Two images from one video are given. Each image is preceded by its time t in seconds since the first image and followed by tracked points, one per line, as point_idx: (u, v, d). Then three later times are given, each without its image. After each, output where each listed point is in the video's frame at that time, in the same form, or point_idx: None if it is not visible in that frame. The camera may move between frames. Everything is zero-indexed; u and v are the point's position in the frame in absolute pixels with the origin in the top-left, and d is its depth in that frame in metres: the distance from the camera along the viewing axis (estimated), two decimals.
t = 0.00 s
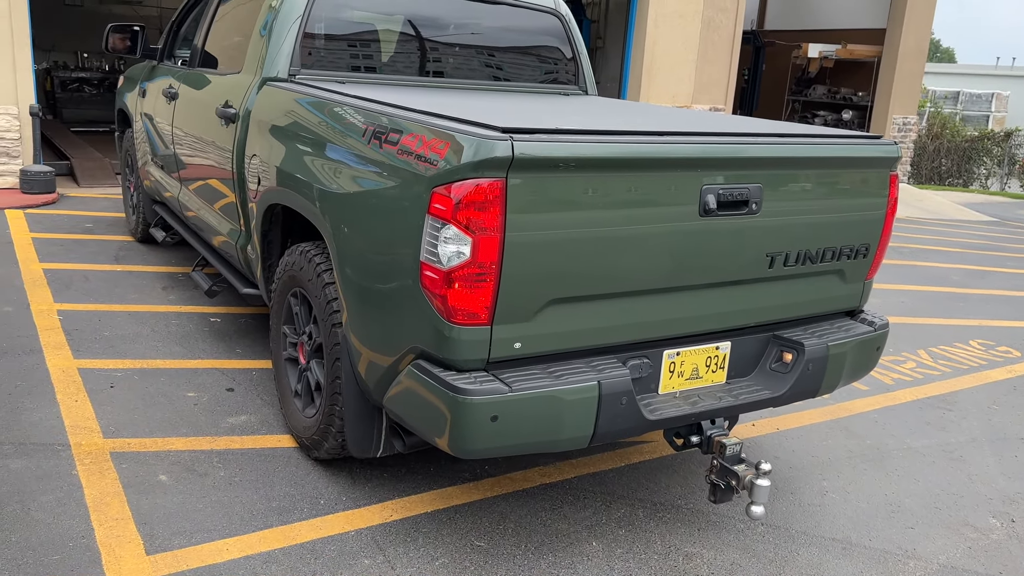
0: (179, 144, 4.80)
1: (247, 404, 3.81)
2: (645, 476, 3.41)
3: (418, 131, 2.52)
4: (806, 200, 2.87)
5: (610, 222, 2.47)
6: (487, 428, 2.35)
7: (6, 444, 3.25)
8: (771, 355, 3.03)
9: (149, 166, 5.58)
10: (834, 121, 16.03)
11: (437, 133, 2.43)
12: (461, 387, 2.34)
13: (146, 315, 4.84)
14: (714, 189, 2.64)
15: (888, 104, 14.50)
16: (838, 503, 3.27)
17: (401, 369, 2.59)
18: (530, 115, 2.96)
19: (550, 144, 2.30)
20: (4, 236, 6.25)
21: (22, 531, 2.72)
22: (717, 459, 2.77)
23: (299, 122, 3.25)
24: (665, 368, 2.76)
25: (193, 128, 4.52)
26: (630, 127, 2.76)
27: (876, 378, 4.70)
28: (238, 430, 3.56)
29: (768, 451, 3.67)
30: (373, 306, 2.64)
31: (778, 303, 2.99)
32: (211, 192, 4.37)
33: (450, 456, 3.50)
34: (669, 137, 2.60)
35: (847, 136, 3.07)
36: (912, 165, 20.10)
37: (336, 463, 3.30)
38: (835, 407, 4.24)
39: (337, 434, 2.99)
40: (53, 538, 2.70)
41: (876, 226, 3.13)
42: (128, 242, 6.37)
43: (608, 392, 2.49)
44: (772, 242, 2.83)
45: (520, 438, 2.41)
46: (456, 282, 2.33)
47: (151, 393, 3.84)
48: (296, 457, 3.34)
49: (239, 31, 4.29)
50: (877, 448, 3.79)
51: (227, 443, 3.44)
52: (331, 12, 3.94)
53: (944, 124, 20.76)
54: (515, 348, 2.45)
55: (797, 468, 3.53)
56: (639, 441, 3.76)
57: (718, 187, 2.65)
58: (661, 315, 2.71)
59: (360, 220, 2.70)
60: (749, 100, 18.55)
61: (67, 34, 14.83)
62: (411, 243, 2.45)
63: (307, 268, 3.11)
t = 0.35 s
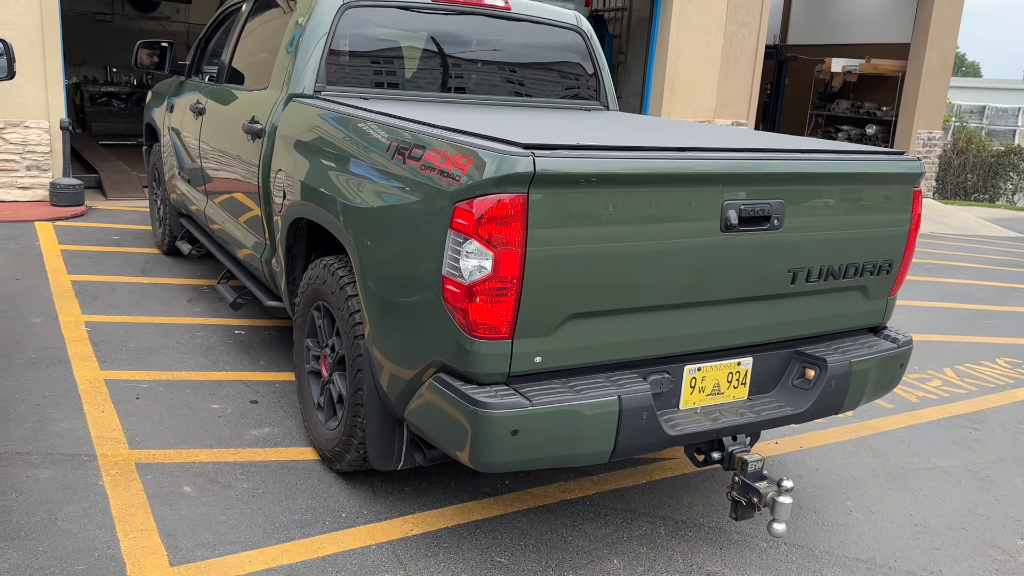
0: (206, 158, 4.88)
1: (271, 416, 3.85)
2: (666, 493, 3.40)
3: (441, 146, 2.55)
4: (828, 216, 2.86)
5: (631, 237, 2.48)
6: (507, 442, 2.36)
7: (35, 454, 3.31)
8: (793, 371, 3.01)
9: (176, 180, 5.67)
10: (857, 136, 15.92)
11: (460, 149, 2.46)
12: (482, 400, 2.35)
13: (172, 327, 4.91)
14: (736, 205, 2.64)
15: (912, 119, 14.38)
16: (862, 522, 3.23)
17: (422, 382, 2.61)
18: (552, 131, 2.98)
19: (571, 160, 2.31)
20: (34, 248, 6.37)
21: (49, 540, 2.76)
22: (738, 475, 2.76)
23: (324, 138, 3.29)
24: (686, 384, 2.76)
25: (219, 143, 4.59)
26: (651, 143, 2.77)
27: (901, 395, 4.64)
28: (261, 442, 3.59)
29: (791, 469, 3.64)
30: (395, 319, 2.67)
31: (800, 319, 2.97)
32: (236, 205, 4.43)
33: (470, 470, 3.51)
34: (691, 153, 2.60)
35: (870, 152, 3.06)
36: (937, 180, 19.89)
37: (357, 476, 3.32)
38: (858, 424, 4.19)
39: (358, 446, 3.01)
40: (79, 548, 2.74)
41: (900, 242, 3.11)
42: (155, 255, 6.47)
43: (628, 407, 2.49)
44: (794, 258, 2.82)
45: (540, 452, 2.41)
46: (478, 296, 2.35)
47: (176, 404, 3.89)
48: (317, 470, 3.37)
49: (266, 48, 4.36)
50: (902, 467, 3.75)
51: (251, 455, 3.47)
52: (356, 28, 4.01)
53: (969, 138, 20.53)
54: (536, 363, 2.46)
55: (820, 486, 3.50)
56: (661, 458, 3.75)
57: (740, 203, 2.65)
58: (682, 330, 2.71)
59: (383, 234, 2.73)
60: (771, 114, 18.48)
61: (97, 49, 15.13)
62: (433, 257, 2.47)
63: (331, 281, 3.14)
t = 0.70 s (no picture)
0: (231, 177, 4.94)
1: (294, 435, 3.87)
2: (689, 516, 3.36)
3: (466, 170, 2.57)
4: (854, 238, 2.84)
5: (655, 260, 2.48)
6: (531, 466, 2.35)
7: (62, 472, 3.35)
8: (819, 395, 2.98)
9: (202, 199, 5.74)
10: (880, 153, 15.81)
11: (484, 172, 2.48)
12: (506, 423, 2.35)
13: (197, 344, 4.96)
14: (761, 228, 2.63)
15: (936, 135, 14.25)
16: (889, 546, 3.18)
17: (446, 404, 2.61)
18: (575, 153, 3.00)
19: (595, 184, 2.32)
20: (63, 266, 6.47)
21: (75, 558, 2.79)
22: (764, 501, 2.73)
23: (347, 159, 3.33)
24: (711, 408, 2.74)
25: (245, 163, 4.65)
26: (674, 165, 2.77)
27: (927, 417, 4.58)
28: (284, 461, 3.61)
29: (816, 492, 3.59)
30: (419, 341, 2.68)
31: (826, 342, 2.95)
32: (260, 225, 4.48)
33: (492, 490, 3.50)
34: (715, 176, 2.60)
35: (896, 174, 3.04)
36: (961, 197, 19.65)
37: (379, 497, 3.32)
38: (884, 446, 4.14)
39: (381, 466, 3.02)
40: (105, 566, 2.76)
41: (926, 264, 3.09)
42: (180, 272, 6.55)
43: (653, 431, 2.48)
44: (819, 281, 2.81)
45: (564, 476, 2.40)
46: (502, 319, 2.36)
47: (201, 422, 3.92)
48: (340, 489, 3.38)
49: (292, 70, 4.42)
50: (929, 490, 3.69)
51: (274, 473, 3.49)
52: (380, 50, 4.07)
53: (994, 155, 20.28)
54: (560, 386, 2.45)
55: (846, 509, 3.46)
56: (684, 479, 3.72)
57: (765, 225, 2.64)
58: (707, 353, 2.69)
59: (407, 256, 2.75)
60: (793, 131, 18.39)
61: (124, 69, 15.40)
62: (458, 280, 2.48)
63: (355, 302, 3.16)
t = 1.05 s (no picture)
0: (255, 197, 5.00)
1: (316, 453, 3.88)
2: (713, 537, 3.33)
3: (487, 190, 2.59)
4: (878, 256, 2.83)
5: (677, 279, 2.48)
6: (554, 485, 2.35)
7: (87, 489, 3.38)
8: (844, 415, 2.95)
9: (226, 218, 5.81)
10: (901, 169, 15.69)
11: (506, 192, 2.49)
12: (529, 443, 2.35)
13: (220, 362, 5.00)
14: (784, 247, 2.62)
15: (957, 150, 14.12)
16: (916, 569, 3.13)
17: (468, 423, 2.62)
18: (596, 172, 3.01)
19: (617, 204, 2.33)
20: (88, 285, 6.57)
21: None
22: (789, 522, 2.70)
23: (369, 179, 3.36)
24: (734, 428, 2.72)
25: (268, 183, 4.70)
26: (695, 184, 2.77)
27: (953, 436, 4.51)
28: (306, 479, 3.62)
29: (841, 513, 3.55)
30: (441, 360, 2.69)
31: (850, 361, 2.92)
32: (283, 243, 4.52)
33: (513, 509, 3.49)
34: (737, 195, 2.60)
35: (919, 192, 3.03)
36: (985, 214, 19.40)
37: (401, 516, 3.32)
38: (910, 467, 4.08)
39: (403, 485, 3.02)
40: None
41: (951, 283, 3.06)
42: (203, 291, 6.62)
43: (676, 451, 2.47)
44: (843, 300, 2.79)
45: (587, 496, 2.39)
46: (524, 338, 2.36)
47: (224, 440, 3.95)
48: (362, 508, 3.38)
49: (315, 91, 4.48)
50: (957, 512, 3.63)
51: (296, 492, 3.50)
52: (401, 72, 4.12)
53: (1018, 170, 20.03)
54: (582, 406, 2.45)
55: (871, 530, 3.41)
56: (707, 500, 3.69)
57: (788, 244, 2.63)
58: (730, 372, 2.68)
59: (429, 275, 2.77)
60: (813, 147, 18.30)
61: (149, 90, 15.66)
62: (480, 299, 2.50)
63: (377, 321, 3.18)
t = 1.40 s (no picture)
0: (271, 214, 5.04)
1: (331, 470, 3.88)
2: (729, 556, 3.30)
3: (500, 208, 2.60)
4: (893, 271, 2.81)
5: (691, 296, 2.47)
6: (568, 504, 2.34)
7: (104, 507, 3.40)
8: (861, 432, 2.92)
9: (242, 235, 5.86)
10: (918, 182, 15.59)
11: (519, 210, 2.50)
12: (543, 461, 2.34)
13: (236, 379, 5.03)
14: (798, 263, 2.61)
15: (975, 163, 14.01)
16: None
17: (481, 441, 2.62)
18: (608, 189, 3.01)
19: (629, 221, 2.33)
20: (107, 302, 6.64)
21: None
22: (806, 540, 2.68)
23: (383, 196, 3.39)
24: (750, 445, 2.70)
25: (284, 201, 4.74)
26: (708, 200, 2.77)
27: (973, 453, 4.45)
28: (321, 496, 3.62)
29: (860, 531, 3.50)
30: (454, 378, 2.69)
31: (867, 377, 2.90)
32: (299, 260, 4.55)
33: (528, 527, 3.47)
34: (750, 211, 2.60)
35: (935, 207, 3.01)
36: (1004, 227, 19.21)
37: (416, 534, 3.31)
38: (929, 484, 4.03)
39: (417, 503, 3.02)
40: None
41: (968, 298, 3.03)
42: (220, 308, 6.67)
43: (691, 469, 2.45)
44: (858, 316, 2.77)
45: (602, 514, 2.38)
46: (537, 355, 2.36)
47: (239, 457, 3.96)
48: (376, 526, 3.38)
49: (330, 110, 4.53)
50: (978, 530, 3.57)
51: (311, 509, 3.50)
52: (415, 90, 4.15)
53: None
54: (596, 423, 2.45)
55: (890, 549, 3.36)
56: (724, 519, 3.65)
57: (802, 260, 2.62)
58: (745, 389, 2.66)
59: (442, 293, 2.78)
60: (828, 161, 18.23)
61: (167, 109, 15.87)
62: (493, 317, 2.50)
63: (391, 338, 3.19)
